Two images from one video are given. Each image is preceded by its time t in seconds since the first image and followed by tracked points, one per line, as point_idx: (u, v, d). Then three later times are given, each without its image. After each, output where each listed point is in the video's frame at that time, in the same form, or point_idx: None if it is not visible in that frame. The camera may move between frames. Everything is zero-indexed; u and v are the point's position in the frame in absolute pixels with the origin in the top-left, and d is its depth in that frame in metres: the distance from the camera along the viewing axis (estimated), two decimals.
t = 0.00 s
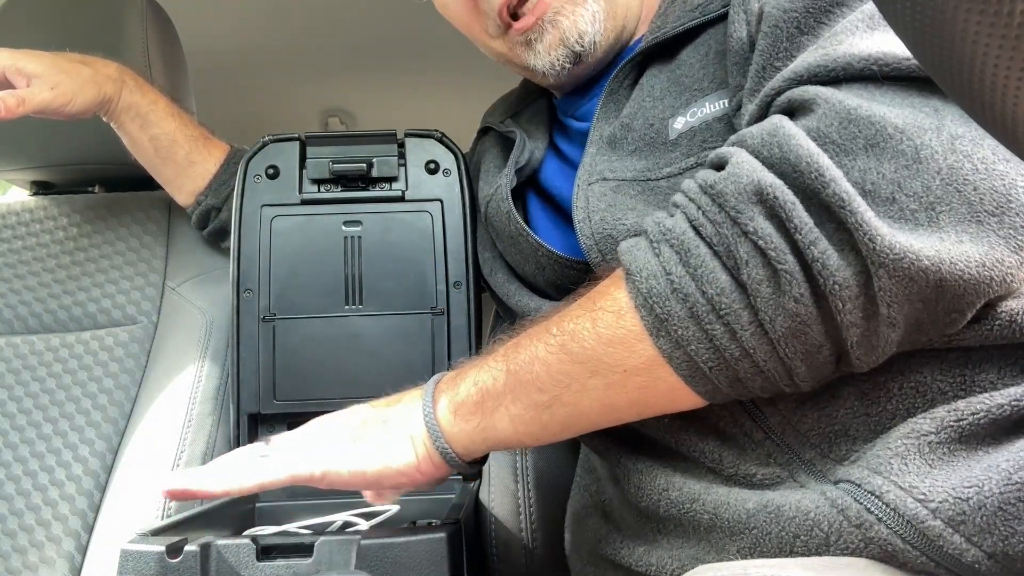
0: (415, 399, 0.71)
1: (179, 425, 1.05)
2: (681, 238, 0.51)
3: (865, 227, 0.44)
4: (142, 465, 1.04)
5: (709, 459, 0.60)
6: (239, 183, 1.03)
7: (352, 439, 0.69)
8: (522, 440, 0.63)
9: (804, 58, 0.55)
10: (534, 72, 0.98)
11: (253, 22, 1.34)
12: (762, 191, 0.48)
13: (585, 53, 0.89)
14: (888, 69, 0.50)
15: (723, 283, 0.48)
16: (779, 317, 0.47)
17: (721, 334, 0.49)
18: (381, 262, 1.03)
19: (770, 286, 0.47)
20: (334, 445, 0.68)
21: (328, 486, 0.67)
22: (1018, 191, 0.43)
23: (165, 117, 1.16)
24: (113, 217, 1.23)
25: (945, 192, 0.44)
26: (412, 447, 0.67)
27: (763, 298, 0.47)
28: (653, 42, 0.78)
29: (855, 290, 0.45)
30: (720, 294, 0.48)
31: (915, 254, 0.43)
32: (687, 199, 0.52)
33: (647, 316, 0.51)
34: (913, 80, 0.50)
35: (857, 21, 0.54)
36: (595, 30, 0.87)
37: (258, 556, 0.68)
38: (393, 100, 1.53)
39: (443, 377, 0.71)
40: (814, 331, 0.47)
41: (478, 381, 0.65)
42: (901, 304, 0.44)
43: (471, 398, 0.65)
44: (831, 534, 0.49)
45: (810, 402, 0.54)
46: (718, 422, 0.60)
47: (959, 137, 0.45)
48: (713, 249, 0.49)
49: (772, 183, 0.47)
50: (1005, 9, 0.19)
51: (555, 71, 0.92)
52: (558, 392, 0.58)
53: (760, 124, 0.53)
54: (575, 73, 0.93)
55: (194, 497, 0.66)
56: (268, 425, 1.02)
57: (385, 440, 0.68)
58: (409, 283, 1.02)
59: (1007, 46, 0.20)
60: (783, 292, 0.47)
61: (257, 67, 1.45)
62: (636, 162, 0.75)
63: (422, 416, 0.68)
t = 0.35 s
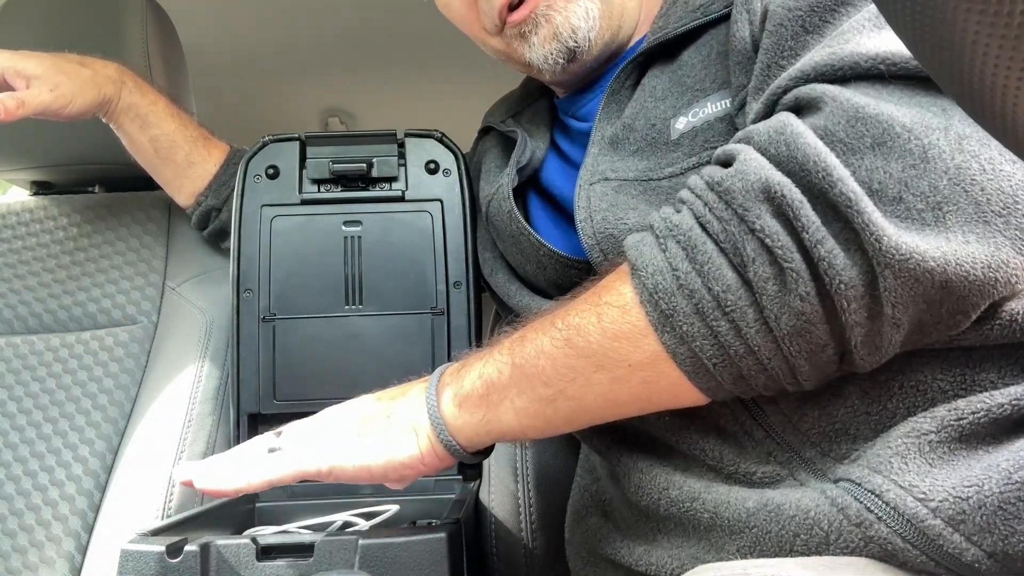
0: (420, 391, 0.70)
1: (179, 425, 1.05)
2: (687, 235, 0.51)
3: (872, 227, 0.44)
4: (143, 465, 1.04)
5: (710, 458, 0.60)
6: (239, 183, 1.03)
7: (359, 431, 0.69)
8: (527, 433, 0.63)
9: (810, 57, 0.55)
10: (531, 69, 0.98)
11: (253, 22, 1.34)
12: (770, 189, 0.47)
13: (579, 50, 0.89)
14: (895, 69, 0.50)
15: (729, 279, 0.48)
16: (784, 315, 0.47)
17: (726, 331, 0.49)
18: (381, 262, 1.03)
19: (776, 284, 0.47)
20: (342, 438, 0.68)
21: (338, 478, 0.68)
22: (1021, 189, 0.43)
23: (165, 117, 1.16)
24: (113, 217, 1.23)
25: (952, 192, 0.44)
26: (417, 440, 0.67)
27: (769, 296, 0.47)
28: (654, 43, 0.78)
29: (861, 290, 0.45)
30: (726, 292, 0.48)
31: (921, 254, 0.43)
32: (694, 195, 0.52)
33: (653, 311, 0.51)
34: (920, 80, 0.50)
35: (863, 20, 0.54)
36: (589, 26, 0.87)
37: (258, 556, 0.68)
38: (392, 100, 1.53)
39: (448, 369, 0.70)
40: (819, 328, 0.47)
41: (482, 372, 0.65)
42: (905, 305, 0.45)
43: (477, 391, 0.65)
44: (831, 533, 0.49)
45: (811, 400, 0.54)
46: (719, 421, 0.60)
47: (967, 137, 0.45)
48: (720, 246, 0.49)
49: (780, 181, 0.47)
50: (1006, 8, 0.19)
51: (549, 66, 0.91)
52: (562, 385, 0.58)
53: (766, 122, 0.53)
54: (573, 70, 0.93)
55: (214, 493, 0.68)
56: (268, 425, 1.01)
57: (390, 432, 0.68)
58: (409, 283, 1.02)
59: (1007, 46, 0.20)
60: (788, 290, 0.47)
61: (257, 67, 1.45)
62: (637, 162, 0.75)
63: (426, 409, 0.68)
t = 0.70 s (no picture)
0: (421, 397, 0.70)
1: (179, 425, 1.05)
2: (687, 240, 0.51)
3: (872, 231, 0.44)
4: (142, 465, 1.04)
5: (711, 459, 0.60)
6: (239, 183, 1.03)
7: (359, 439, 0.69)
8: (529, 439, 0.63)
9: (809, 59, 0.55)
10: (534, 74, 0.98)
11: (253, 23, 1.34)
12: (769, 194, 0.47)
13: (584, 55, 0.89)
14: (895, 71, 0.50)
15: (730, 284, 0.48)
16: (785, 319, 0.47)
17: (727, 336, 0.49)
18: (381, 262, 1.03)
19: (775, 289, 0.47)
20: (341, 447, 0.68)
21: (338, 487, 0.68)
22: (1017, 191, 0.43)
23: (164, 118, 1.16)
24: (113, 217, 1.23)
25: (952, 196, 0.44)
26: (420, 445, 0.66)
27: (769, 301, 0.47)
28: (653, 44, 0.78)
29: (861, 294, 0.45)
30: (726, 296, 0.48)
31: (922, 258, 0.43)
32: (693, 200, 0.52)
33: (653, 317, 0.51)
34: (918, 82, 0.50)
35: (862, 22, 0.54)
36: (594, 32, 0.87)
37: (258, 556, 0.68)
38: (392, 100, 1.53)
39: (449, 376, 0.70)
40: (820, 332, 0.47)
41: (484, 379, 0.65)
42: (906, 309, 0.44)
43: (478, 397, 0.65)
44: (832, 533, 0.49)
45: (812, 402, 0.54)
46: (719, 423, 0.60)
47: (967, 140, 0.45)
48: (720, 251, 0.49)
49: (779, 186, 0.47)
50: (1006, 8, 0.19)
51: (554, 72, 0.92)
52: (564, 392, 0.58)
53: (766, 125, 0.53)
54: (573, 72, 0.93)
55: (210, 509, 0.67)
56: (268, 425, 1.01)
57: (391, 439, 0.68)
58: (409, 283, 1.02)
59: (1007, 46, 0.20)
60: (789, 295, 0.47)
61: (257, 67, 1.45)
62: (637, 164, 0.75)
63: (426, 415, 0.68)
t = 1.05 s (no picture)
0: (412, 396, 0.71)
1: (179, 425, 1.05)
2: (692, 237, 0.50)
3: (878, 232, 0.44)
4: (142, 465, 1.04)
5: (711, 460, 0.60)
6: (239, 183, 1.03)
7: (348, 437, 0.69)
8: (525, 439, 0.62)
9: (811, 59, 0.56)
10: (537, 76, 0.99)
11: (253, 23, 1.34)
12: (777, 192, 0.47)
13: (588, 63, 0.90)
14: (899, 72, 0.50)
15: (734, 283, 0.48)
16: (790, 319, 0.47)
17: (730, 335, 0.49)
18: (381, 262, 1.03)
19: (781, 288, 0.47)
20: (331, 445, 0.69)
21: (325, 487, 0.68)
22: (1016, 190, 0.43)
23: (165, 118, 1.16)
24: (113, 218, 1.23)
25: (957, 197, 0.44)
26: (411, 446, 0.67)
27: (774, 300, 0.47)
28: (654, 46, 0.78)
29: (866, 294, 0.46)
30: (731, 295, 0.48)
31: (926, 259, 0.43)
32: (697, 197, 0.52)
33: (656, 315, 0.51)
34: (922, 84, 0.50)
35: (866, 23, 0.55)
36: (598, 40, 0.87)
37: (258, 556, 0.68)
38: (392, 99, 1.53)
39: (443, 376, 0.70)
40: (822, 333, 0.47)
41: (479, 379, 0.65)
42: (909, 310, 0.45)
43: (473, 397, 0.64)
44: (831, 533, 0.49)
45: (813, 401, 0.54)
46: (719, 422, 0.60)
47: (971, 141, 0.45)
48: (724, 249, 0.49)
49: (787, 185, 0.47)
50: (1006, 9, 0.19)
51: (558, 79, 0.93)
52: (561, 392, 0.58)
53: (770, 124, 0.53)
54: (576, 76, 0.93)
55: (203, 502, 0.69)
56: (268, 425, 1.01)
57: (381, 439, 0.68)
58: (409, 283, 1.02)
59: (1007, 46, 0.20)
60: (794, 295, 0.47)
61: (257, 67, 1.45)
62: (638, 164, 0.75)
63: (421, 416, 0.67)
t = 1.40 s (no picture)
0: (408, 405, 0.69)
1: (179, 425, 1.05)
2: (719, 244, 0.48)
3: (911, 245, 0.43)
4: (142, 465, 1.04)
5: (714, 460, 0.60)
6: (239, 183, 1.03)
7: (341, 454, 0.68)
8: (535, 447, 0.62)
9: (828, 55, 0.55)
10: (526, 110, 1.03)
11: (253, 23, 1.33)
12: (812, 199, 0.46)
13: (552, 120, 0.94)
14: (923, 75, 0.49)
15: (765, 293, 0.47)
16: (821, 331, 0.47)
17: (760, 346, 0.48)
18: (381, 262, 1.03)
19: (815, 300, 0.46)
20: (327, 461, 0.68)
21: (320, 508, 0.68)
22: None
23: (164, 119, 1.16)
24: (113, 217, 1.23)
25: (988, 203, 0.43)
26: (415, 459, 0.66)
27: (807, 311, 0.46)
28: (656, 46, 0.78)
29: (894, 304, 0.45)
30: (762, 306, 0.47)
31: (958, 274, 0.43)
32: (722, 201, 0.50)
33: (681, 324, 0.50)
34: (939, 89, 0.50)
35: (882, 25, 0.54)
36: (558, 106, 0.92)
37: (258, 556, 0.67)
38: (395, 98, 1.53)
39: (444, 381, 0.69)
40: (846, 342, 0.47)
41: (488, 387, 0.63)
42: (934, 323, 0.44)
43: (481, 406, 0.63)
44: (832, 534, 0.49)
45: (817, 404, 0.54)
46: (723, 424, 0.60)
47: (1000, 151, 0.45)
48: (755, 257, 0.47)
49: (822, 192, 0.46)
50: (1006, 9, 0.19)
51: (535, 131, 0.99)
52: (577, 404, 0.57)
53: (794, 124, 0.52)
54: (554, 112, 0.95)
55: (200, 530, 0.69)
56: (268, 425, 1.01)
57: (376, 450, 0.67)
58: (409, 283, 1.02)
59: (1007, 45, 0.20)
60: (828, 306, 0.46)
61: (258, 67, 1.45)
62: (641, 164, 0.75)
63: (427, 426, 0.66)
